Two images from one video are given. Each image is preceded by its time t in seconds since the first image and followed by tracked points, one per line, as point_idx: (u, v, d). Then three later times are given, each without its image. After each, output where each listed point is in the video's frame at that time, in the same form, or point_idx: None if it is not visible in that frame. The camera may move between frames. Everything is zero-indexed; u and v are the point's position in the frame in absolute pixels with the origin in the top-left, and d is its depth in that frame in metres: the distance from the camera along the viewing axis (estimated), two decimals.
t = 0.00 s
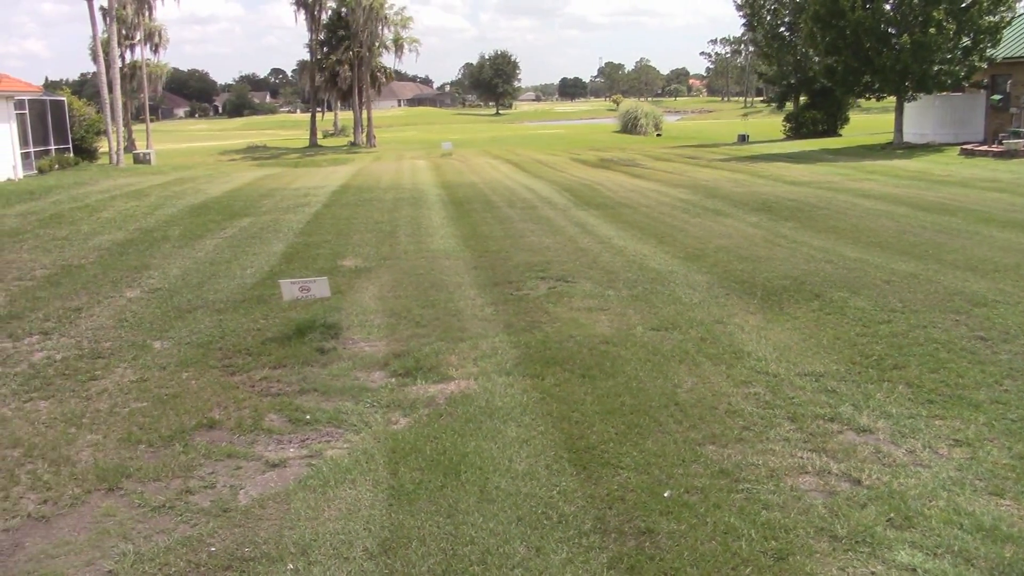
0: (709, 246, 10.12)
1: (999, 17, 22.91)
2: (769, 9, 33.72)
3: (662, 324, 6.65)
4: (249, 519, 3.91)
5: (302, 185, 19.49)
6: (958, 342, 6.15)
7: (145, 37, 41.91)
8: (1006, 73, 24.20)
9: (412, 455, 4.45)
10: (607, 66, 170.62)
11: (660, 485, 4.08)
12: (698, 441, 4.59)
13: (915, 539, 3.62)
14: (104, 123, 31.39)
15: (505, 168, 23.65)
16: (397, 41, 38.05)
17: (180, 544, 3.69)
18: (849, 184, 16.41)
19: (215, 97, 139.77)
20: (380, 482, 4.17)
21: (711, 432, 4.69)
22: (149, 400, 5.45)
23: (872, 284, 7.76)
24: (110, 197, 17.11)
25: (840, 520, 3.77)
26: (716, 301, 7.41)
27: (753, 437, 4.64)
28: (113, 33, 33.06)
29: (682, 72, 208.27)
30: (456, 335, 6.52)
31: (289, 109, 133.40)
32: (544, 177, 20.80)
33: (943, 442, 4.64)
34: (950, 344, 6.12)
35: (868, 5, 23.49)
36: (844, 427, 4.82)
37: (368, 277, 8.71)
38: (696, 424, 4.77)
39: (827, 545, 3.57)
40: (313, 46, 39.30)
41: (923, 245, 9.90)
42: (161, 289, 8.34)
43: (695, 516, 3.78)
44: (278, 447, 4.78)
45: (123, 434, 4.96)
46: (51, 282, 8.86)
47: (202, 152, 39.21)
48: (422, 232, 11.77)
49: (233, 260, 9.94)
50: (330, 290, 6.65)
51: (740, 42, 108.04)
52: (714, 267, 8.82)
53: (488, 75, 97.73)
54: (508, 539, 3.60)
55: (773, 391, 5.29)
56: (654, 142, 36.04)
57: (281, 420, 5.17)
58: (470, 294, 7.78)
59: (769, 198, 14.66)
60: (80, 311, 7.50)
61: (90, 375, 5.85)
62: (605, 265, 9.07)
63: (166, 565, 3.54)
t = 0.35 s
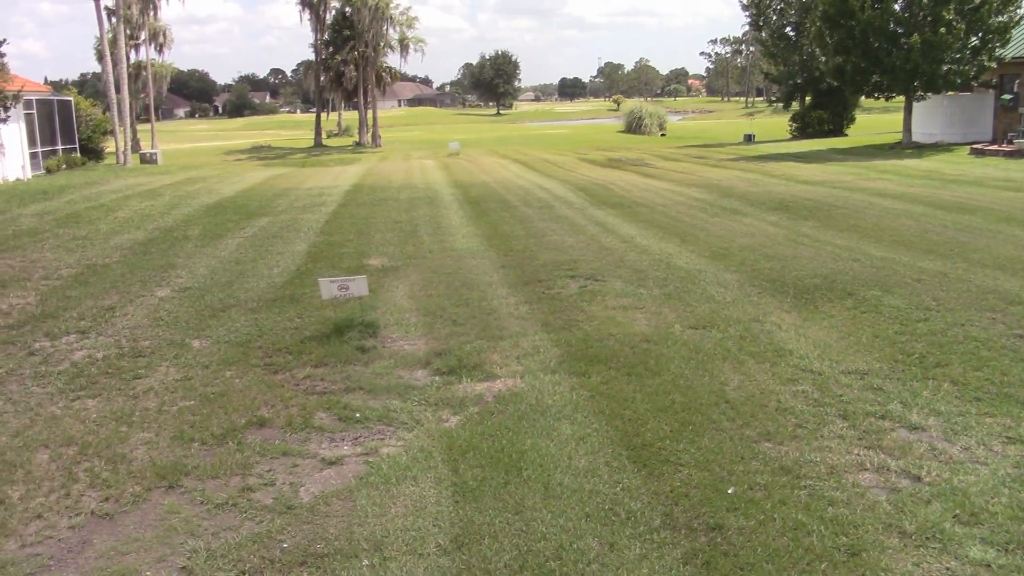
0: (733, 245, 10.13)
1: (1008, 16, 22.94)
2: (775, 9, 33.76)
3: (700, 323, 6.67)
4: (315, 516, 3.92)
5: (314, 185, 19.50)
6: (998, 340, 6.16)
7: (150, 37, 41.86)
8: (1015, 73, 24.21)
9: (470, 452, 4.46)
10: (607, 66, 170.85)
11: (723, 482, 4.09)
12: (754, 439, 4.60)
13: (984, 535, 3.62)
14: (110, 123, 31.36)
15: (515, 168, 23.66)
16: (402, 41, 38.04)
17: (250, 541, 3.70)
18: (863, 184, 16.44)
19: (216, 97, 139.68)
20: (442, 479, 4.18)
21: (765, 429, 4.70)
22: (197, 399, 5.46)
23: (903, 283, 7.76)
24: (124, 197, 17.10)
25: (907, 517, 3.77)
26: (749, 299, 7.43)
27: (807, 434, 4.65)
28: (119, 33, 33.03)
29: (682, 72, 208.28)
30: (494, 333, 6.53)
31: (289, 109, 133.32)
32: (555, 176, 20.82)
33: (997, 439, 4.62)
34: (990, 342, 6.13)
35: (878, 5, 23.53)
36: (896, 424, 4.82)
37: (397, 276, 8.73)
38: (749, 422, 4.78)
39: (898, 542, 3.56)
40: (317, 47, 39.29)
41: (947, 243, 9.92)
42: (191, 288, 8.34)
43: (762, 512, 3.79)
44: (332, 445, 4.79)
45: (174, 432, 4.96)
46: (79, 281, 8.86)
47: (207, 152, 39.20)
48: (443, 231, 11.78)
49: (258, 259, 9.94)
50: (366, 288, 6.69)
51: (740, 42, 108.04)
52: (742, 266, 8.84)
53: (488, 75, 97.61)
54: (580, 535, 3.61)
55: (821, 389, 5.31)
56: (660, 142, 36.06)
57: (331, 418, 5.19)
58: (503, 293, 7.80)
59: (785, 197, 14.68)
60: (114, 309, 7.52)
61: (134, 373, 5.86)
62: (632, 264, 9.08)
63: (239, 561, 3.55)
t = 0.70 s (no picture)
0: (757, 244, 10.15)
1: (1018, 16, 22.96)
2: (781, 9, 33.80)
3: (736, 321, 6.67)
4: (378, 512, 3.92)
5: (327, 185, 19.49)
6: None
7: (154, 36, 41.78)
8: None
9: (525, 449, 4.47)
10: (607, 65, 170.66)
11: (782, 478, 4.09)
12: (807, 435, 4.60)
13: None
14: (117, 123, 31.31)
15: (524, 167, 23.64)
16: (408, 41, 38.02)
17: (317, 538, 3.70)
18: (877, 183, 16.45)
19: (216, 97, 139.62)
20: (501, 476, 4.18)
21: (817, 426, 4.71)
22: (242, 397, 5.46)
23: (934, 281, 7.77)
24: (137, 196, 17.08)
25: (972, 513, 3.77)
26: (782, 298, 7.43)
27: (859, 431, 4.65)
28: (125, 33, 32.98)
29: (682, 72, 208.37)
30: (532, 332, 6.54)
31: (289, 109, 133.25)
32: (566, 176, 20.82)
33: None
34: None
35: (888, 5, 23.57)
36: (945, 422, 4.81)
37: (425, 275, 8.74)
38: (800, 419, 4.79)
39: (967, 538, 3.57)
40: (323, 46, 39.25)
41: (970, 242, 9.93)
42: (220, 287, 8.34)
43: (826, 508, 3.80)
44: (383, 443, 4.80)
45: (224, 430, 4.97)
46: (106, 280, 8.85)
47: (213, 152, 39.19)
48: (463, 230, 11.78)
49: (282, 258, 9.94)
50: (403, 287, 6.73)
51: (742, 41, 108.00)
52: (769, 265, 8.84)
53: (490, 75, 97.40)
54: (648, 531, 3.62)
55: (866, 386, 5.31)
56: (666, 142, 36.08)
57: (378, 416, 5.19)
58: (534, 292, 7.81)
59: (801, 197, 14.70)
60: (146, 308, 7.52)
61: (175, 371, 5.86)
62: (658, 263, 9.09)
63: (308, 557, 3.56)
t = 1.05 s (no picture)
0: (780, 242, 10.15)
1: None
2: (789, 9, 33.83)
3: (772, 319, 6.67)
4: (440, 510, 3.93)
5: (339, 184, 19.50)
6: None
7: (161, 36, 41.79)
8: None
9: (579, 447, 4.47)
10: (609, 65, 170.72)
11: (841, 475, 4.10)
12: (858, 432, 4.60)
13: None
14: (124, 123, 31.31)
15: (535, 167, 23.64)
16: (415, 41, 38.04)
17: (382, 535, 3.71)
18: (892, 182, 16.46)
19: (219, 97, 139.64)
20: (558, 474, 4.19)
21: (867, 423, 4.70)
22: (286, 395, 5.46)
23: (965, 279, 7.78)
24: (151, 196, 17.07)
25: None
26: (814, 296, 7.43)
27: (910, 428, 4.65)
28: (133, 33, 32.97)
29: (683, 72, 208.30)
30: (569, 330, 6.53)
31: (291, 109, 133.29)
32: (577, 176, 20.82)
33: None
34: None
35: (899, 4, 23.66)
36: (995, 419, 4.79)
37: (453, 273, 8.75)
38: (850, 416, 4.79)
39: None
40: (329, 46, 39.25)
41: (994, 240, 9.94)
42: (249, 286, 8.34)
43: (889, 505, 3.80)
44: (433, 440, 4.81)
45: (272, 428, 4.97)
46: (133, 279, 8.86)
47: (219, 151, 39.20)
48: (484, 229, 11.79)
49: (307, 257, 9.95)
50: (439, 285, 6.72)
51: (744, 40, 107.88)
52: (796, 263, 8.85)
53: (493, 75, 97.27)
54: (714, 527, 3.62)
55: (911, 384, 5.30)
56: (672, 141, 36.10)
57: (424, 413, 5.20)
58: (565, 290, 7.81)
59: (817, 196, 14.71)
60: (178, 307, 7.52)
61: (217, 369, 5.86)
62: (685, 261, 9.10)
63: (376, 554, 3.56)
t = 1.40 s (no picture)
0: (803, 241, 10.15)
1: None
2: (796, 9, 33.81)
3: (807, 318, 6.67)
4: (501, 506, 3.94)
5: (351, 184, 19.49)
6: None
7: (166, 36, 41.75)
8: None
9: (632, 444, 4.48)
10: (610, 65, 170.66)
11: (898, 472, 4.10)
12: (910, 429, 4.61)
13: None
14: (131, 122, 31.27)
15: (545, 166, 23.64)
16: (421, 40, 38.01)
17: (447, 532, 3.71)
18: (906, 182, 16.46)
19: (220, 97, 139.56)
20: (615, 470, 4.19)
21: (918, 421, 4.70)
22: (330, 392, 5.47)
23: (994, 279, 7.77)
24: (165, 195, 17.06)
25: None
26: (845, 295, 7.44)
27: (961, 426, 4.65)
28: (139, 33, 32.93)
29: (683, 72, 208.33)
30: (605, 328, 6.53)
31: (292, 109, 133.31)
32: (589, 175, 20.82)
33: None
34: None
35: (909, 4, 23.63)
36: None
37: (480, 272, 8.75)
38: (899, 413, 4.79)
39: None
40: (335, 46, 39.20)
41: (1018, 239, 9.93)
42: (278, 284, 8.34)
43: (951, 503, 3.80)
44: (483, 437, 4.82)
45: (321, 425, 4.98)
46: (160, 278, 8.85)
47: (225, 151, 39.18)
48: (504, 228, 11.79)
49: (331, 255, 9.95)
50: (474, 283, 6.72)
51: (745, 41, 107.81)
52: (823, 262, 8.85)
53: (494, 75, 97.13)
54: (780, 524, 3.63)
55: (956, 381, 5.30)
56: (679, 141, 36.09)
57: (470, 411, 5.21)
58: (595, 289, 7.82)
59: (833, 195, 14.72)
60: (210, 306, 7.51)
61: (258, 367, 5.87)
62: (711, 260, 9.10)
63: (443, 550, 3.57)
